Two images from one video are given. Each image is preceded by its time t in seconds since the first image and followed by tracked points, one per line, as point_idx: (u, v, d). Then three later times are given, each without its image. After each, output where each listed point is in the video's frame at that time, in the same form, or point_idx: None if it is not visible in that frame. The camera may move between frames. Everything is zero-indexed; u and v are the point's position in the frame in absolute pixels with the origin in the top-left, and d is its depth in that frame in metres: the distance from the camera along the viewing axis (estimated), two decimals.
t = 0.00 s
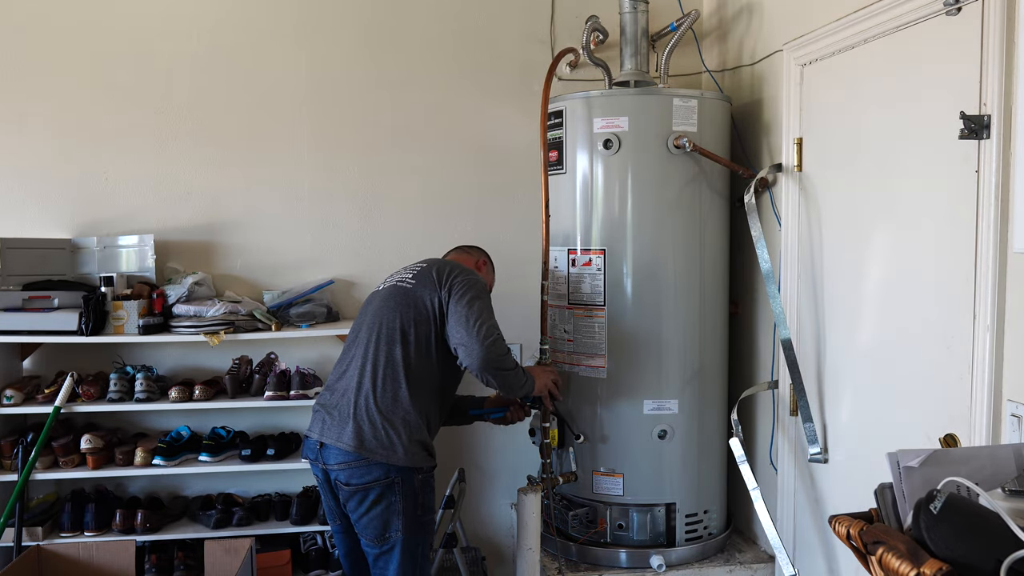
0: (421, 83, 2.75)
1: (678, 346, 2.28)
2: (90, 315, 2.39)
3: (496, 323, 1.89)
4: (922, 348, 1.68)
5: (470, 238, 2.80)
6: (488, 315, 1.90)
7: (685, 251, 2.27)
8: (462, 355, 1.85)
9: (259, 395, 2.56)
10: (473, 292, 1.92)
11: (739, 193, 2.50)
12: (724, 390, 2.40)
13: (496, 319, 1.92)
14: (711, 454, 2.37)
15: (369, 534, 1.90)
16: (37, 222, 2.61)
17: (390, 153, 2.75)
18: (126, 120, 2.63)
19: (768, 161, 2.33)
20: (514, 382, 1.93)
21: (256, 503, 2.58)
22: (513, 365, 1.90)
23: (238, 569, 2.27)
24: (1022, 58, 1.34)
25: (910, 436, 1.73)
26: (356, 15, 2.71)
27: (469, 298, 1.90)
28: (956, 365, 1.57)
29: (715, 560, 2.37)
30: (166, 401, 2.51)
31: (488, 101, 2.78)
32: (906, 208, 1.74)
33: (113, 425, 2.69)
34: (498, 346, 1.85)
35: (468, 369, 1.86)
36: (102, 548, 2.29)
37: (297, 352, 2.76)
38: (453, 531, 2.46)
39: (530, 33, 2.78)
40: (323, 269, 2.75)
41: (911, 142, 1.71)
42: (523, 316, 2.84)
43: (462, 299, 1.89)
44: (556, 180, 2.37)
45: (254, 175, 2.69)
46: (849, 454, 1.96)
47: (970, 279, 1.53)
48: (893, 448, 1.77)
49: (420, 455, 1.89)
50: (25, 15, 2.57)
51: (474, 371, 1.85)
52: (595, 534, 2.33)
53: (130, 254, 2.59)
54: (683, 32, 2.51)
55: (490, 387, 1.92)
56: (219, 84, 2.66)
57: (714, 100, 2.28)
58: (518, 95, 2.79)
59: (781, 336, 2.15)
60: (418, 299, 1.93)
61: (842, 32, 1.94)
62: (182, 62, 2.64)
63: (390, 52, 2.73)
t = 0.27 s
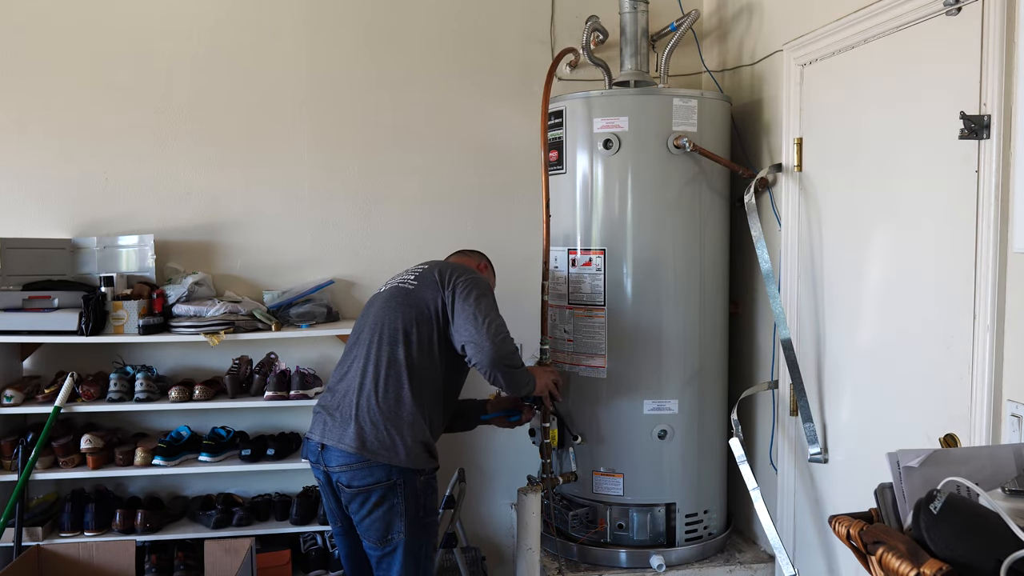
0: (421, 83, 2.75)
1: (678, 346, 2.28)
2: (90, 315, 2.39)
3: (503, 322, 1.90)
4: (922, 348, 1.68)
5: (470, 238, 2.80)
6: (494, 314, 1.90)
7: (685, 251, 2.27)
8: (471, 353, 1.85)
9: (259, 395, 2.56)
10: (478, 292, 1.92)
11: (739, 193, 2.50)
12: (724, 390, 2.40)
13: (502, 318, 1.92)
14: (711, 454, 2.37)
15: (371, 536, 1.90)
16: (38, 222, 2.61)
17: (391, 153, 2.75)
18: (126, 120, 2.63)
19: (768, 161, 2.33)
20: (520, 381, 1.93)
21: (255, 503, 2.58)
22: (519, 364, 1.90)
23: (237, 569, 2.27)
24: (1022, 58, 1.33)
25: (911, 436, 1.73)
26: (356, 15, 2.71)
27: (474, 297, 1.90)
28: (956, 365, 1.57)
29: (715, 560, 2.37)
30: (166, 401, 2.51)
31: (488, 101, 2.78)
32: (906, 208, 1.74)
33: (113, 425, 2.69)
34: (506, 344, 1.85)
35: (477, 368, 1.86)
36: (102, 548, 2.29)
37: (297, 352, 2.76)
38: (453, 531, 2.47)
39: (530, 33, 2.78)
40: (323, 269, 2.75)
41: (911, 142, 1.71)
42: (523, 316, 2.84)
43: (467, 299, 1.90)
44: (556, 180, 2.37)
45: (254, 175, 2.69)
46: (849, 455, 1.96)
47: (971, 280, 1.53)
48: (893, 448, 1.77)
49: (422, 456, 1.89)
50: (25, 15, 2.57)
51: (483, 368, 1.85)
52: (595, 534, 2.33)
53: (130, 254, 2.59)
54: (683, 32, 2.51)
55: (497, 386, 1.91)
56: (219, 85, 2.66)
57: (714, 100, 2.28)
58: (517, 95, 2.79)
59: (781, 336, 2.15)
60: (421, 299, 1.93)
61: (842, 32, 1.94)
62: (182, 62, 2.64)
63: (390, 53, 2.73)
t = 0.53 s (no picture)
0: (421, 83, 2.75)
1: (679, 346, 2.28)
2: (90, 315, 2.39)
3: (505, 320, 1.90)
4: (922, 348, 1.68)
5: (470, 238, 2.80)
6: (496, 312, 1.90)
7: (685, 251, 2.27)
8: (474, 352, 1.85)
9: (259, 395, 2.56)
10: (479, 290, 1.92)
11: (739, 193, 2.50)
12: (724, 390, 2.40)
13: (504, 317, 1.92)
14: (711, 454, 2.37)
15: (373, 538, 1.90)
16: (37, 222, 2.61)
17: (390, 153, 2.75)
18: (126, 120, 2.63)
19: (768, 161, 2.33)
20: (522, 380, 1.93)
21: (255, 503, 2.58)
22: (521, 362, 1.90)
23: (237, 569, 2.27)
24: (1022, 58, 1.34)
25: (911, 436, 1.73)
26: (356, 15, 2.71)
27: (476, 296, 1.90)
28: (956, 365, 1.57)
29: (715, 560, 2.37)
30: (166, 401, 2.51)
31: (488, 101, 2.78)
32: (906, 208, 1.74)
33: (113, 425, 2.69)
34: (509, 342, 1.85)
35: (480, 366, 1.86)
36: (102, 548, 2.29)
37: (297, 352, 2.76)
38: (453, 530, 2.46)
39: (530, 33, 2.78)
40: (323, 269, 2.75)
41: (911, 142, 1.71)
42: (523, 316, 2.84)
43: (469, 298, 1.90)
44: (556, 180, 2.37)
45: (254, 175, 2.69)
46: (849, 454, 1.96)
47: (971, 280, 1.53)
48: (893, 447, 1.77)
49: (423, 457, 1.89)
50: (24, 15, 2.57)
51: (488, 367, 1.85)
52: (595, 534, 2.33)
53: (130, 254, 2.59)
54: (683, 32, 2.51)
55: (500, 385, 1.91)
56: (219, 85, 2.66)
57: (714, 100, 2.28)
58: (517, 95, 2.79)
59: (781, 336, 2.15)
60: (421, 299, 1.93)
61: (842, 32, 1.94)
62: (182, 62, 2.64)
63: (390, 53, 2.73)
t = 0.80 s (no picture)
0: (421, 83, 2.75)
1: (679, 345, 2.28)
2: (90, 315, 2.39)
3: (505, 319, 1.90)
4: (922, 348, 1.67)
5: (470, 238, 2.80)
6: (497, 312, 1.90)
7: (685, 251, 2.27)
8: (475, 351, 1.85)
9: (259, 395, 2.56)
10: (479, 291, 1.92)
11: (739, 193, 2.50)
12: (724, 390, 2.40)
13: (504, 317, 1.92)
14: (711, 453, 2.37)
15: (373, 537, 1.90)
16: (38, 222, 2.61)
17: (391, 152, 2.75)
18: (126, 120, 2.63)
19: (768, 161, 2.33)
20: (523, 379, 1.93)
21: (256, 503, 2.58)
22: (522, 362, 1.90)
23: (237, 569, 2.27)
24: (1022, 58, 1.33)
25: (911, 436, 1.73)
26: (356, 15, 2.71)
27: (476, 297, 1.90)
28: (956, 365, 1.57)
29: (715, 560, 2.37)
30: (166, 401, 2.51)
31: (488, 101, 2.78)
32: (906, 208, 1.74)
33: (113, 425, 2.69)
34: (510, 341, 1.85)
35: (482, 365, 1.86)
36: (102, 548, 2.29)
37: (297, 352, 2.76)
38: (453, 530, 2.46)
39: (530, 33, 2.78)
40: (323, 269, 2.75)
41: (911, 142, 1.71)
42: (523, 316, 2.84)
43: (469, 298, 1.90)
44: (556, 180, 2.37)
45: (254, 175, 2.69)
46: (849, 454, 1.96)
47: (971, 279, 1.53)
48: (893, 448, 1.77)
49: (423, 456, 1.89)
50: (24, 15, 2.57)
51: (487, 367, 1.85)
52: (595, 534, 2.33)
53: (130, 254, 2.59)
54: (683, 32, 2.51)
55: (500, 384, 1.91)
56: (218, 85, 2.66)
57: (714, 100, 2.28)
58: (517, 95, 2.79)
59: (781, 336, 2.15)
60: (421, 300, 1.93)
61: (842, 32, 1.94)
62: (182, 62, 2.64)
63: (390, 53, 2.73)
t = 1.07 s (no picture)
0: (421, 83, 2.75)
1: (679, 345, 2.28)
2: (90, 315, 2.39)
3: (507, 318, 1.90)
4: (922, 347, 1.68)
5: (470, 238, 2.80)
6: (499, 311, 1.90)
7: (685, 251, 2.27)
8: (479, 348, 1.85)
9: (259, 395, 2.56)
10: (480, 291, 1.92)
11: (739, 193, 2.50)
12: (724, 390, 2.40)
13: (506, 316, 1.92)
14: (711, 453, 2.37)
15: (372, 535, 1.90)
16: (38, 222, 2.61)
17: (391, 152, 2.75)
18: (126, 120, 2.63)
19: (768, 161, 2.33)
20: (525, 377, 1.93)
21: (256, 503, 2.58)
22: (524, 360, 1.90)
23: (238, 569, 2.27)
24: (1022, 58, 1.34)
25: (910, 436, 1.73)
26: (356, 15, 2.71)
27: (477, 296, 1.90)
28: (956, 365, 1.57)
29: (715, 559, 2.37)
30: (166, 401, 2.51)
31: (488, 101, 2.78)
32: (905, 208, 1.74)
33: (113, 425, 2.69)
34: (514, 338, 1.85)
35: (486, 361, 1.86)
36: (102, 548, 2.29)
37: (297, 352, 2.76)
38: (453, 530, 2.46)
39: (530, 33, 2.78)
40: (323, 269, 2.75)
41: (911, 142, 1.71)
42: (523, 316, 2.84)
43: (470, 297, 1.90)
44: (556, 180, 2.37)
45: (254, 175, 2.69)
46: (849, 454, 1.96)
47: (970, 279, 1.53)
48: (893, 448, 1.77)
49: (421, 456, 1.89)
50: (24, 15, 2.57)
51: (493, 363, 1.85)
52: (595, 534, 2.33)
53: (130, 254, 2.59)
54: (683, 32, 2.51)
55: (503, 382, 1.91)
56: (218, 85, 2.66)
57: (714, 100, 2.28)
58: (517, 95, 2.79)
59: (781, 335, 2.15)
60: (421, 300, 1.93)
61: (842, 32, 1.94)
62: (182, 62, 2.64)
63: (390, 52, 2.73)
